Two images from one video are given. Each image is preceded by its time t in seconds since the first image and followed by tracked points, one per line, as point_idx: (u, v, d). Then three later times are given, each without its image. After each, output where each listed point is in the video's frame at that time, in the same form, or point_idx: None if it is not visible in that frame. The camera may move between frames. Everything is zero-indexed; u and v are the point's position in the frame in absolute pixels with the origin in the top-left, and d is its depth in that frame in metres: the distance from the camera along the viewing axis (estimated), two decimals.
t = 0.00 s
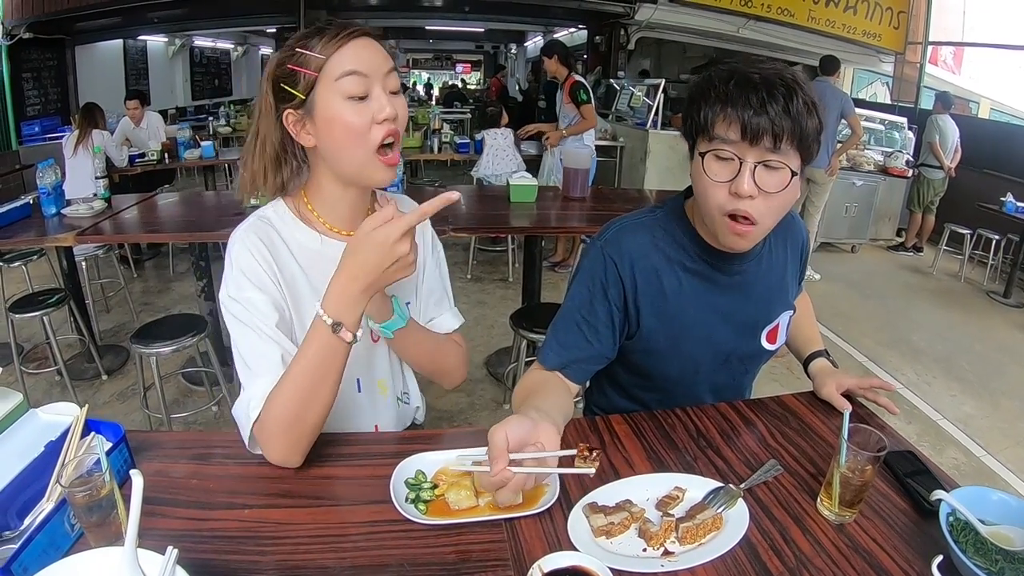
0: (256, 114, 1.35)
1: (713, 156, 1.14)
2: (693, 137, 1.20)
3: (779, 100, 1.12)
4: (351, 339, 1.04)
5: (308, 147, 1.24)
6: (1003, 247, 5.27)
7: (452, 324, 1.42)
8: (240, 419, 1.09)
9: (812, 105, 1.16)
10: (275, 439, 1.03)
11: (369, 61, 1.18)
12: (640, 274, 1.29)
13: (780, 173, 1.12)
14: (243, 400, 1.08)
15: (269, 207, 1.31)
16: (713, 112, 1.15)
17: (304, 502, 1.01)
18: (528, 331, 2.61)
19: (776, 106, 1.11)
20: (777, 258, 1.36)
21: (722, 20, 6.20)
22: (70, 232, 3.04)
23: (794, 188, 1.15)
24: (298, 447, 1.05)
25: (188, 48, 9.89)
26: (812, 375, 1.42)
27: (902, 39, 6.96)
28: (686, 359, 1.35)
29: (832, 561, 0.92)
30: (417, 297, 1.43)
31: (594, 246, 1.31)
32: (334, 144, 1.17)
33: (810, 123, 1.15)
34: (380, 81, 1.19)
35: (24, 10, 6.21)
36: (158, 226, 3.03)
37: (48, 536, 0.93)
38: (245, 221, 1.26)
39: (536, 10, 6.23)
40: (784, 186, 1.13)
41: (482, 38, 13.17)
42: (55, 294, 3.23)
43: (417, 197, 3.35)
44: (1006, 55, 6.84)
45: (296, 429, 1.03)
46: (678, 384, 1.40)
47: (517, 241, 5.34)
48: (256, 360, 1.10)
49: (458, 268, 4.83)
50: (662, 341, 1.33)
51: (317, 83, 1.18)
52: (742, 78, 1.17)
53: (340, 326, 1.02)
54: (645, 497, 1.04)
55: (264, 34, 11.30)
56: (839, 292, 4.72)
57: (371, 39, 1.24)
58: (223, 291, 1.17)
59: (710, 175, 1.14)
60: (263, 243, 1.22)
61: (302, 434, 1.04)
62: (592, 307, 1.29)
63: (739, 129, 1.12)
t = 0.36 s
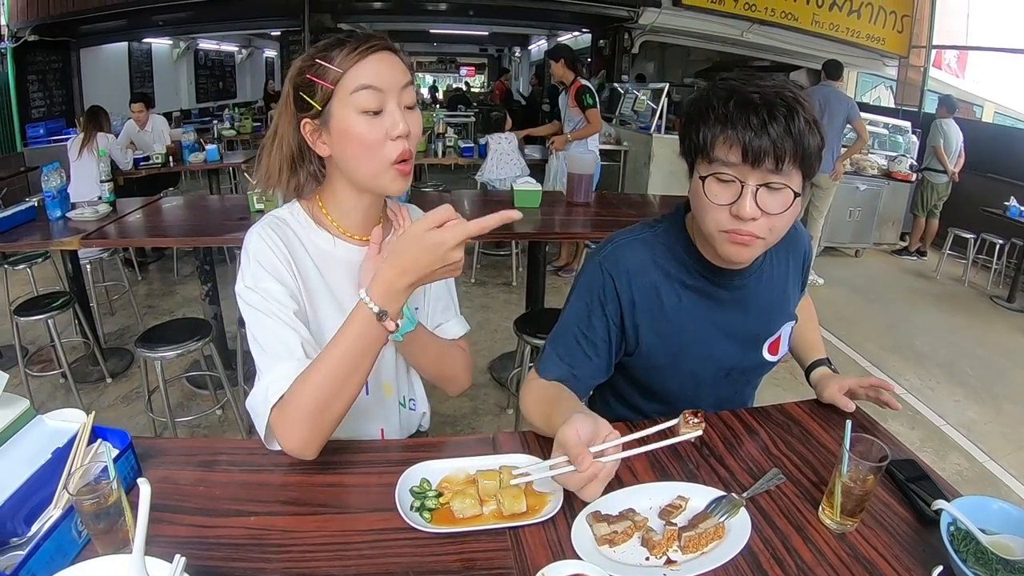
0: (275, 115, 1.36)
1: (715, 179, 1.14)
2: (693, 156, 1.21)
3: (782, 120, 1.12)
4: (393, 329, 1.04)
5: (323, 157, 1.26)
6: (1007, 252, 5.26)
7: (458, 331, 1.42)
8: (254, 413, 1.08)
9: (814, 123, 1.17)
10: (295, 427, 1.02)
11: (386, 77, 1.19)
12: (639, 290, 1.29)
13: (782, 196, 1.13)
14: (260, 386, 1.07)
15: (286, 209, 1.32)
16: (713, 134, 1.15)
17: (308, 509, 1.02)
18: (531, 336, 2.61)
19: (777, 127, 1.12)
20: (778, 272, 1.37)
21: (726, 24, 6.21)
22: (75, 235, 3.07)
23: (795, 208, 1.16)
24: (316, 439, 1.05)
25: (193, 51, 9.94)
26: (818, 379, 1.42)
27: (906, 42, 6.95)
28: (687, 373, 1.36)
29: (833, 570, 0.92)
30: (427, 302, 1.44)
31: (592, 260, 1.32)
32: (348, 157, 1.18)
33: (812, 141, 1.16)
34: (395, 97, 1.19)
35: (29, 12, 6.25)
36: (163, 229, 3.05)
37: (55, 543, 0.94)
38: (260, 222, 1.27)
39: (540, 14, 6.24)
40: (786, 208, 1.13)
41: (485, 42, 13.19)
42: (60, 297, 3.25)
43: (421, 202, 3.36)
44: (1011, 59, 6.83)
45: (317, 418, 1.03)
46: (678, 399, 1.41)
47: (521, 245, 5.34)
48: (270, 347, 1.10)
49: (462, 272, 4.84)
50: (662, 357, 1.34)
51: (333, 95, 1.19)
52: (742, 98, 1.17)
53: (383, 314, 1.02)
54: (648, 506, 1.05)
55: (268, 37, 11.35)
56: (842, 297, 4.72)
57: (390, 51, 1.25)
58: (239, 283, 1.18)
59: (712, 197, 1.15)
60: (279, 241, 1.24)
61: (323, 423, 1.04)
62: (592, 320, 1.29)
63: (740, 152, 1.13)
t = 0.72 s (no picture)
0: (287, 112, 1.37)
1: (705, 210, 1.14)
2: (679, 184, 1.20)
3: (764, 147, 1.10)
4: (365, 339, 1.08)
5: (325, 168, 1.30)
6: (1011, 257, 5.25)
7: (464, 344, 1.43)
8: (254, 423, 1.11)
9: (801, 145, 1.14)
10: (291, 439, 1.05)
11: (378, 98, 1.19)
12: (634, 312, 1.31)
13: (771, 225, 1.11)
14: (261, 404, 1.10)
15: (295, 218, 1.33)
16: (695, 163, 1.14)
17: (312, 517, 1.02)
18: (535, 342, 2.62)
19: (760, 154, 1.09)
20: (780, 290, 1.36)
21: (731, 29, 6.21)
22: (81, 239, 3.08)
23: (789, 234, 1.15)
24: (313, 452, 1.07)
25: (198, 55, 10.00)
26: (818, 392, 1.42)
27: (911, 47, 6.97)
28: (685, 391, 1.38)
29: None
30: (434, 315, 1.45)
31: (588, 280, 1.32)
32: (341, 178, 1.21)
33: (800, 164, 1.13)
34: (384, 121, 1.19)
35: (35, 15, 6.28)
36: (168, 234, 3.07)
37: (62, 549, 0.95)
38: (268, 232, 1.28)
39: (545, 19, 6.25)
40: (777, 236, 1.12)
41: (490, 46, 13.25)
42: (65, 301, 3.27)
43: (426, 207, 3.37)
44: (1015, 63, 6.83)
45: (314, 430, 1.06)
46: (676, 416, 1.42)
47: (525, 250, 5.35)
48: (271, 364, 1.13)
49: (466, 277, 4.86)
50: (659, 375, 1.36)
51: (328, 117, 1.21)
52: (723, 125, 1.15)
53: (355, 325, 1.07)
54: (650, 514, 1.06)
55: (274, 41, 11.42)
56: (846, 302, 4.71)
57: (390, 66, 1.23)
58: (245, 298, 1.19)
59: (700, 228, 1.14)
60: (283, 255, 1.25)
61: (320, 438, 1.07)
62: (588, 339, 1.32)
63: (724, 180, 1.11)
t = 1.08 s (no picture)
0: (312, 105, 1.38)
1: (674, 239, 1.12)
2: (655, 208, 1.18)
3: (726, 180, 1.05)
4: (351, 364, 1.10)
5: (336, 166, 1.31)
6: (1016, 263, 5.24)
7: (467, 350, 1.43)
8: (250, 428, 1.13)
9: (774, 173, 1.08)
10: (284, 453, 1.08)
11: (341, 130, 1.12)
12: (633, 327, 1.31)
13: (743, 257, 1.08)
14: (255, 412, 1.13)
15: (296, 224, 1.33)
16: (660, 195, 1.12)
17: (315, 523, 1.02)
18: (539, 349, 2.62)
19: (723, 190, 1.05)
20: (783, 301, 1.36)
21: (735, 35, 6.22)
22: (86, 243, 3.09)
23: (764, 262, 1.11)
24: (305, 462, 1.10)
25: (204, 61, 10.06)
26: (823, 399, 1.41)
27: (914, 53, 6.99)
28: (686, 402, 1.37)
29: None
30: (435, 324, 1.44)
31: (587, 294, 1.32)
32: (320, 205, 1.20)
33: (773, 194, 1.07)
34: (347, 154, 1.13)
35: (41, 20, 6.33)
36: (172, 238, 3.08)
37: (64, 552, 0.95)
38: (269, 240, 1.28)
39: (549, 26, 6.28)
40: (749, 267, 1.09)
41: (494, 53, 13.30)
42: (70, 305, 3.27)
43: (430, 213, 3.38)
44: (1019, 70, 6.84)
45: (305, 443, 1.08)
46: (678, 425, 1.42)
47: (529, 256, 5.35)
48: (266, 378, 1.14)
49: (470, 283, 4.86)
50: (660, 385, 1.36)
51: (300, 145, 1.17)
52: (689, 156, 1.10)
53: (340, 352, 1.08)
54: (654, 521, 1.05)
55: (279, 47, 11.48)
56: (850, 308, 4.70)
57: (364, 87, 1.15)
58: (241, 307, 1.20)
59: (674, 257, 1.13)
60: (282, 265, 1.24)
61: (312, 450, 1.10)
62: (589, 350, 1.31)
63: (686, 213, 1.08)
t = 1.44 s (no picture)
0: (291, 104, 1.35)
1: (696, 226, 1.11)
2: (671, 200, 1.15)
3: (749, 164, 1.05)
4: (338, 365, 1.08)
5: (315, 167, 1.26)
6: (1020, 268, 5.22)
7: (464, 353, 1.43)
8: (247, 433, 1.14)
9: (789, 157, 1.09)
10: (279, 455, 1.08)
11: (376, 177, 1.06)
12: (638, 316, 1.30)
13: (762, 238, 1.08)
14: (249, 416, 1.13)
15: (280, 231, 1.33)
16: (684, 183, 1.10)
17: (316, 527, 1.02)
18: (542, 354, 2.61)
19: (749, 175, 1.05)
20: (782, 290, 1.34)
21: (738, 40, 6.22)
22: (89, 247, 3.10)
23: (782, 244, 1.12)
24: (302, 463, 1.10)
25: (209, 67, 10.12)
26: (828, 404, 1.40)
27: (917, 59, 6.96)
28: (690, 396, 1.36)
29: None
30: (432, 324, 1.44)
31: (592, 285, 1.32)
32: (334, 236, 1.15)
33: (789, 176, 1.08)
34: (381, 198, 1.08)
35: (46, 25, 6.38)
36: (175, 242, 3.09)
37: (64, 553, 0.95)
38: (256, 245, 1.28)
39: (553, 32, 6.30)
40: (769, 248, 1.10)
41: (499, 59, 13.34)
42: (73, 308, 3.28)
43: (434, 219, 3.38)
44: None
45: (299, 446, 1.08)
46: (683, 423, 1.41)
47: (533, 262, 5.36)
48: (257, 382, 1.15)
49: (474, 288, 4.86)
50: (663, 380, 1.34)
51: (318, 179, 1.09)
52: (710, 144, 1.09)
53: (327, 351, 1.07)
54: (659, 526, 1.04)
55: (284, 53, 11.55)
56: (854, 313, 4.68)
57: (396, 130, 1.09)
58: (230, 314, 1.20)
59: (695, 245, 1.12)
60: (270, 271, 1.23)
61: (307, 451, 1.10)
62: (592, 346, 1.30)
63: (712, 201, 1.07)
